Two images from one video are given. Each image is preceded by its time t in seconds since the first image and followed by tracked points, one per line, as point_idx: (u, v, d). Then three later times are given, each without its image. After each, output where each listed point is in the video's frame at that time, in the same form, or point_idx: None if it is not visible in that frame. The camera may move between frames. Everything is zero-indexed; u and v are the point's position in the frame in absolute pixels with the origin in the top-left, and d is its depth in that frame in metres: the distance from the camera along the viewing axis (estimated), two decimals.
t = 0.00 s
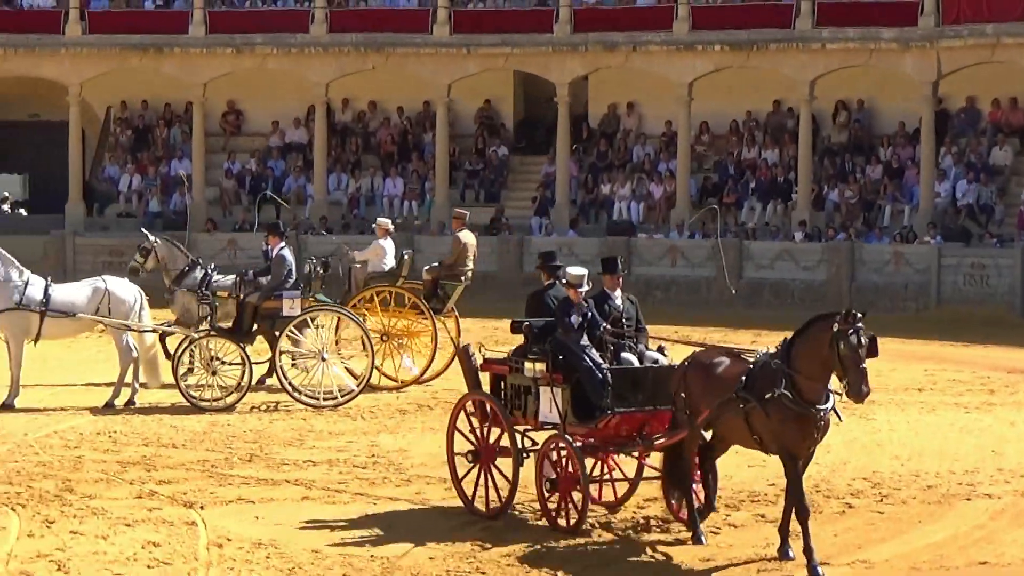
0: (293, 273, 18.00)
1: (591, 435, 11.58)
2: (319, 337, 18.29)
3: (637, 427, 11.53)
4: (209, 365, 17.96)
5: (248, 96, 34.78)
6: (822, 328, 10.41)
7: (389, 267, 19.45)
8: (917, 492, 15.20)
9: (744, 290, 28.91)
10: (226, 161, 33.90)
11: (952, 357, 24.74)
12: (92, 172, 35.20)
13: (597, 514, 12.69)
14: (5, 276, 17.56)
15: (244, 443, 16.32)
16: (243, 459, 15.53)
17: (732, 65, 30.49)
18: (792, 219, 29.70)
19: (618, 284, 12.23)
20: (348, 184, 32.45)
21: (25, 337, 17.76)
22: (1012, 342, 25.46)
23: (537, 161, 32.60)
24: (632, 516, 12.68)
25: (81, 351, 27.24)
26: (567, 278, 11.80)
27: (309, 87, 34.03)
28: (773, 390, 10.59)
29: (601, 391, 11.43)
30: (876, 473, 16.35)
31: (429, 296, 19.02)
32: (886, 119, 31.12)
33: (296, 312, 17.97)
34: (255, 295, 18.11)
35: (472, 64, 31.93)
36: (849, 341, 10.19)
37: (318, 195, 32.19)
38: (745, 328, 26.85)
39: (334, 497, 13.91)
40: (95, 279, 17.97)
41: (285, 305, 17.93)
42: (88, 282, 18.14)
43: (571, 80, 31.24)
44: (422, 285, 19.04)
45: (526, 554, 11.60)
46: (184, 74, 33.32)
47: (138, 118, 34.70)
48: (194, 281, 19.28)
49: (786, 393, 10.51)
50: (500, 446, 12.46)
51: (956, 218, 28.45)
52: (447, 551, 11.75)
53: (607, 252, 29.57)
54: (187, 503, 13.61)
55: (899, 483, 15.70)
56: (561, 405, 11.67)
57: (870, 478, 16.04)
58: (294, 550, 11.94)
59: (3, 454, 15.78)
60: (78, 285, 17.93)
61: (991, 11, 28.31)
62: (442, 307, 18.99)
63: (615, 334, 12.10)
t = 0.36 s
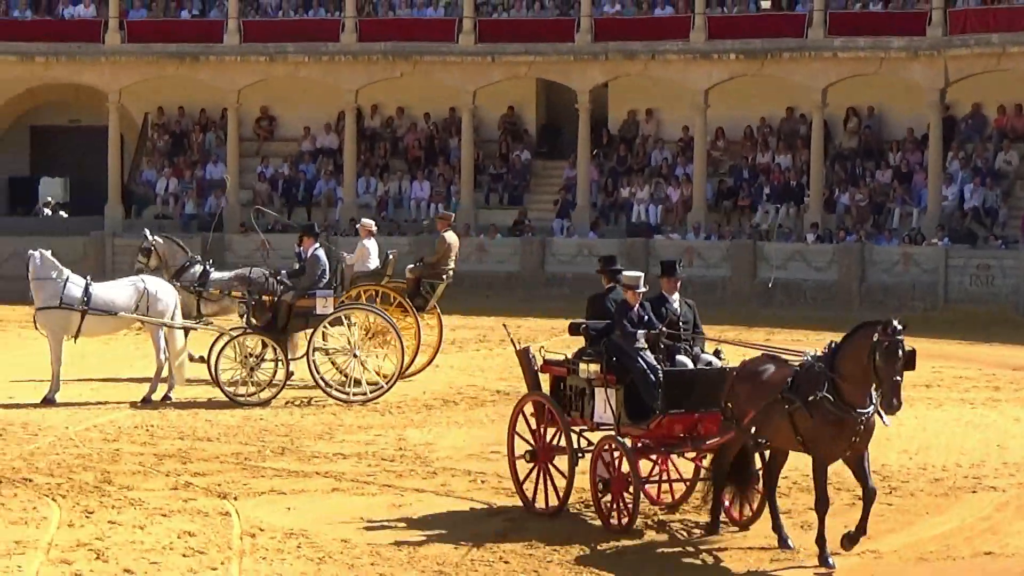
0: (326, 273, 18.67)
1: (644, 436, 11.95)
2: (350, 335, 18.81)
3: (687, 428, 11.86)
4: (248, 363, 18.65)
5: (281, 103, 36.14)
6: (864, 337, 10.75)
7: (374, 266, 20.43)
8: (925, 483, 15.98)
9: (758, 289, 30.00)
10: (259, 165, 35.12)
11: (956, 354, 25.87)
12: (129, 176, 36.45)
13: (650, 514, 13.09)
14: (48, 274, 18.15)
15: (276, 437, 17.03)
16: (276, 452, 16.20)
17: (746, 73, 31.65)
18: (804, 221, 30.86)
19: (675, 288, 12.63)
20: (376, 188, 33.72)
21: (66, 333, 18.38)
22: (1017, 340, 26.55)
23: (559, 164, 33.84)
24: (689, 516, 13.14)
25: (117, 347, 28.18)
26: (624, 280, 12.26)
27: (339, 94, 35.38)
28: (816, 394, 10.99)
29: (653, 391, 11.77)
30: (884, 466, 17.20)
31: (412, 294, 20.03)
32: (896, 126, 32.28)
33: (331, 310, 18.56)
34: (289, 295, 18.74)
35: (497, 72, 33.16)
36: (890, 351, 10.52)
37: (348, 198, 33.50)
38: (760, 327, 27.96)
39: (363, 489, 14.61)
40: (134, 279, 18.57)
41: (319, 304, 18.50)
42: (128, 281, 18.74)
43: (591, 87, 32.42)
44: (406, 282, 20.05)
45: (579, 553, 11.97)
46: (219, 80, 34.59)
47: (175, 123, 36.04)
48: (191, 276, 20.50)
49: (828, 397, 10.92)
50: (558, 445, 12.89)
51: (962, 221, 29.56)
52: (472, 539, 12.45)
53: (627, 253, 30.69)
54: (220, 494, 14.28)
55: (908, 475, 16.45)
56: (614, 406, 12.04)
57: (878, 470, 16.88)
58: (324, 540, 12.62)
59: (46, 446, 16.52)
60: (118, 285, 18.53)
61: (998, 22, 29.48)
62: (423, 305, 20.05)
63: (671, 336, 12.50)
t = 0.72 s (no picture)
0: (349, 274, 19.84)
1: (686, 437, 12.12)
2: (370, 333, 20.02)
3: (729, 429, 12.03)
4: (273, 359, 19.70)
5: (305, 109, 37.49)
6: (894, 340, 10.98)
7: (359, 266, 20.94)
8: (924, 476, 16.71)
9: (763, 289, 31.14)
10: (283, 169, 36.42)
11: (953, 352, 26.90)
12: (158, 179, 37.77)
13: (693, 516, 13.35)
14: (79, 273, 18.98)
15: (298, 431, 18.04)
16: (298, 446, 17.21)
17: (753, 80, 32.80)
18: (809, 224, 32.02)
19: (720, 292, 12.80)
20: (396, 191, 35.02)
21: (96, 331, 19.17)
22: (1013, 339, 27.52)
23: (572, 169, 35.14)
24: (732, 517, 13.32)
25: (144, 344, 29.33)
26: (668, 283, 12.59)
27: (360, 100, 36.72)
28: (848, 399, 11.18)
29: (692, 392, 11.92)
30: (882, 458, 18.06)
31: (398, 292, 21.13)
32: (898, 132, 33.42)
33: (351, 309, 19.63)
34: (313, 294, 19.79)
35: (512, 79, 34.39)
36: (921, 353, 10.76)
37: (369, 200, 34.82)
38: (764, 326, 29.04)
39: (382, 481, 15.54)
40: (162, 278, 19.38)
41: (341, 303, 19.56)
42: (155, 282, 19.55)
43: (602, 95, 33.61)
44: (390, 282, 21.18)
45: (618, 555, 12.24)
46: (245, 87, 35.90)
47: (202, 128, 37.43)
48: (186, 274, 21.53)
49: (860, 402, 11.11)
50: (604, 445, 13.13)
51: (962, 224, 30.69)
52: (488, 532, 13.10)
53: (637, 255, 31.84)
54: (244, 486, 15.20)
55: (909, 468, 17.17)
56: (656, 407, 12.27)
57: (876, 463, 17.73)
58: (344, 530, 13.44)
59: (79, 440, 17.52)
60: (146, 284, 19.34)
61: (995, 33, 30.52)
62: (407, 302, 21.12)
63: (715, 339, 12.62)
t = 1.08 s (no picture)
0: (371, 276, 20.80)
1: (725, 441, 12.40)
2: (392, 333, 21.19)
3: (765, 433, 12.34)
4: (297, 358, 21.00)
5: (331, 117, 38.88)
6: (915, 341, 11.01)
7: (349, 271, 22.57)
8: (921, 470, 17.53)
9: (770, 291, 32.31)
10: (308, 175, 37.82)
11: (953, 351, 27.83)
12: (188, 185, 39.20)
13: (735, 522, 13.59)
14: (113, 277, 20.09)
15: (323, 428, 19.14)
16: (323, 442, 18.27)
17: (762, 89, 33.97)
18: (816, 228, 33.10)
19: (758, 300, 13.18)
20: (417, 197, 36.40)
21: (130, 332, 20.26)
22: (1012, 339, 28.41)
23: (587, 175, 36.50)
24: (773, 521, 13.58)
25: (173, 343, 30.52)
26: (707, 289, 13.03)
27: (383, 109, 38.10)
28: (876, 403, 11.26)
29: (729, 397, 12.19)
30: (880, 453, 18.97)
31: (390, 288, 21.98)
32: (902, 139, 34.58)
33: (374, 310, 20.68)
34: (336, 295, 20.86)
35: (529, 89, 35.71)
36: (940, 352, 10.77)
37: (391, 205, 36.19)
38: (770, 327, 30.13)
39: (403, 476, 16.45)
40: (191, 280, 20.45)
41: (364, 304, 20.61)
42: (185, 283, 20.63)
43: (616, 104, 34.85)
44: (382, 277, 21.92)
45: (656, 559, 12.46)
46: (272, 97, 37.28)
47: (231, 136, 38.84)
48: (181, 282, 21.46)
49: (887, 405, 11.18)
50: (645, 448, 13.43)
51: (964, 229, 31.70)
52: (515, 529, 13.74)
53: (649, 259, 33.06)
54: (270, 480, 16.13)
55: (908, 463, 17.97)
56: (696, 411, 12.53)
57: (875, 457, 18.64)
58: (367, 523, 14.24)
59: (112, 435, 18.58)
60: (176, 286, 20.42)
61: (996, 43, 31.53)
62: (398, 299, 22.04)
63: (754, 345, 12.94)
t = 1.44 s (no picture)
0: (394, 276, 21.86)
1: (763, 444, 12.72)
2: (415, 332, 22.37)
3: (803, 437, 12.69)
4: (323, 356, 22.16)
5: (354, 125, 40.29)
6: (942, 348, 11.34)
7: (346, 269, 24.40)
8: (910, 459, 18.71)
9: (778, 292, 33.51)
10: (332, 179, 39.23)
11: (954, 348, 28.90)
12: (217, 189, 40.68)
13: (773, 525, 14.04)
14: (146, 279, 21.30)
15: (347, 423, 20.30)
16: (348, 436, 19.33)
17: (771, 97, 35.19)
18: (823, 231, 34.31)
19: (796, 305, 13.51)
20: (438, 201, 37.76)
21: (164, 330, 21.50)
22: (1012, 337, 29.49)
23: (603, 179, 37.91)
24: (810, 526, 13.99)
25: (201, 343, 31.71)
26: (741, 292, 13.43)
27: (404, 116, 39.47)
28: (905, 408, 11.58)
29: (768, 401, 12.51)
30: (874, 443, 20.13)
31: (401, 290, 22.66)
32: (906, 145, 35.86)
33: (397, 310, 21.80)
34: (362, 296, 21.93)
35: (546, 96, 37.03)
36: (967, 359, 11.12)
37: (413, 209, 37.61)
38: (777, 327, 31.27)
39: (425, 470, 17.42)
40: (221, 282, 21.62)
41: (388, 304, 21.76)
42: (215, 284, 21.82)
43: (630, 111, 36.17)
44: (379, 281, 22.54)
45: (692, 561, 12.88)
46: (298, 104, 38.73)
47: (258, 142, 40.27)
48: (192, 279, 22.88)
49: (917, 411, 11.49)
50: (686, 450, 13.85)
51: (965, 231, 32.79)
52: (529, 516, 14.95)
53: (662, 261, 34.36)
54: (296, 474, 17.11)
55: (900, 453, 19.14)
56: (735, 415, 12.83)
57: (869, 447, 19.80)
58: (390, 515, 15.20)
59: (144, 431, 19.68)
60: (206, 287, 21.61)
61: (996, 52, 32.70)
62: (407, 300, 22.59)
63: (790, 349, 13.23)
